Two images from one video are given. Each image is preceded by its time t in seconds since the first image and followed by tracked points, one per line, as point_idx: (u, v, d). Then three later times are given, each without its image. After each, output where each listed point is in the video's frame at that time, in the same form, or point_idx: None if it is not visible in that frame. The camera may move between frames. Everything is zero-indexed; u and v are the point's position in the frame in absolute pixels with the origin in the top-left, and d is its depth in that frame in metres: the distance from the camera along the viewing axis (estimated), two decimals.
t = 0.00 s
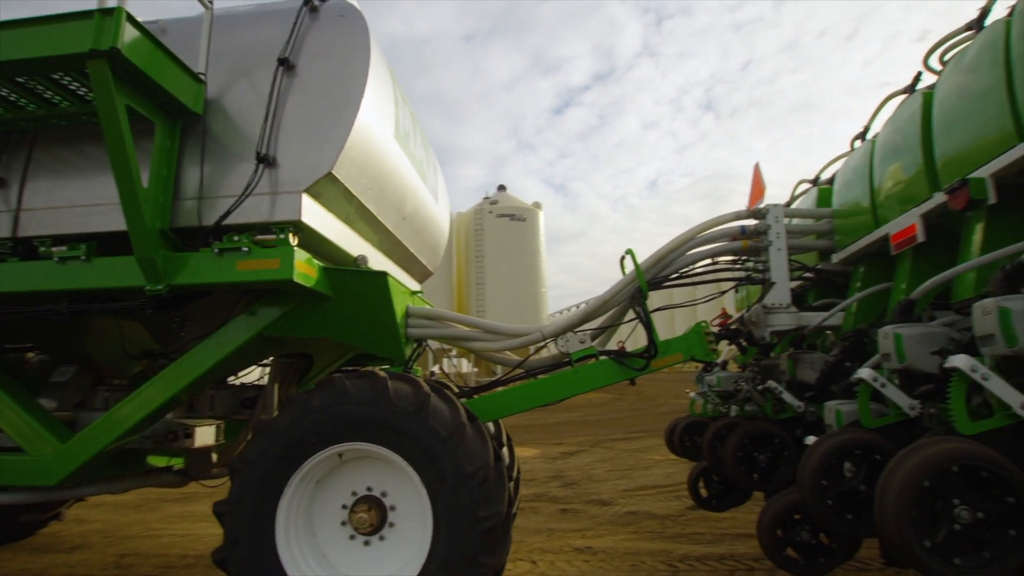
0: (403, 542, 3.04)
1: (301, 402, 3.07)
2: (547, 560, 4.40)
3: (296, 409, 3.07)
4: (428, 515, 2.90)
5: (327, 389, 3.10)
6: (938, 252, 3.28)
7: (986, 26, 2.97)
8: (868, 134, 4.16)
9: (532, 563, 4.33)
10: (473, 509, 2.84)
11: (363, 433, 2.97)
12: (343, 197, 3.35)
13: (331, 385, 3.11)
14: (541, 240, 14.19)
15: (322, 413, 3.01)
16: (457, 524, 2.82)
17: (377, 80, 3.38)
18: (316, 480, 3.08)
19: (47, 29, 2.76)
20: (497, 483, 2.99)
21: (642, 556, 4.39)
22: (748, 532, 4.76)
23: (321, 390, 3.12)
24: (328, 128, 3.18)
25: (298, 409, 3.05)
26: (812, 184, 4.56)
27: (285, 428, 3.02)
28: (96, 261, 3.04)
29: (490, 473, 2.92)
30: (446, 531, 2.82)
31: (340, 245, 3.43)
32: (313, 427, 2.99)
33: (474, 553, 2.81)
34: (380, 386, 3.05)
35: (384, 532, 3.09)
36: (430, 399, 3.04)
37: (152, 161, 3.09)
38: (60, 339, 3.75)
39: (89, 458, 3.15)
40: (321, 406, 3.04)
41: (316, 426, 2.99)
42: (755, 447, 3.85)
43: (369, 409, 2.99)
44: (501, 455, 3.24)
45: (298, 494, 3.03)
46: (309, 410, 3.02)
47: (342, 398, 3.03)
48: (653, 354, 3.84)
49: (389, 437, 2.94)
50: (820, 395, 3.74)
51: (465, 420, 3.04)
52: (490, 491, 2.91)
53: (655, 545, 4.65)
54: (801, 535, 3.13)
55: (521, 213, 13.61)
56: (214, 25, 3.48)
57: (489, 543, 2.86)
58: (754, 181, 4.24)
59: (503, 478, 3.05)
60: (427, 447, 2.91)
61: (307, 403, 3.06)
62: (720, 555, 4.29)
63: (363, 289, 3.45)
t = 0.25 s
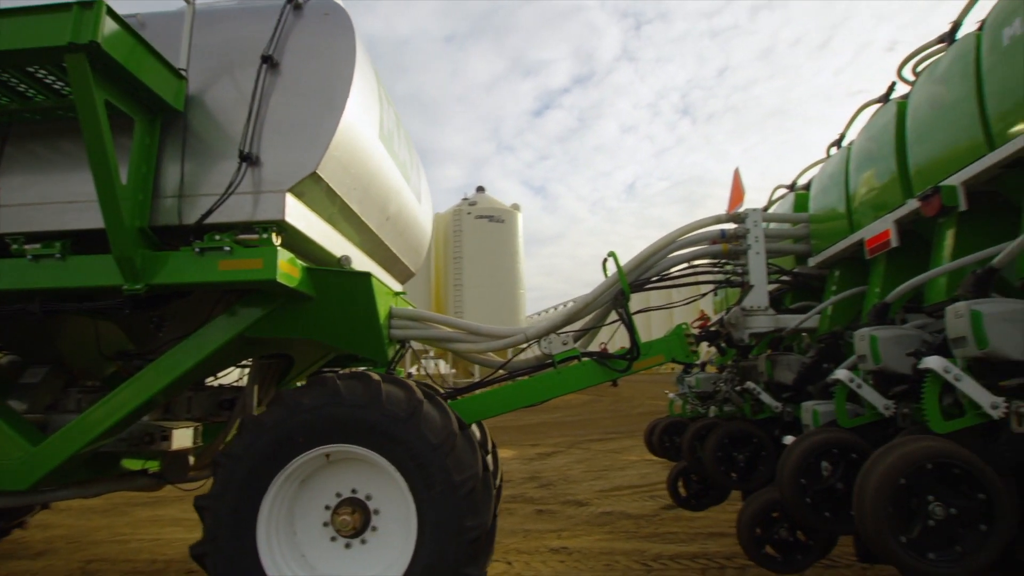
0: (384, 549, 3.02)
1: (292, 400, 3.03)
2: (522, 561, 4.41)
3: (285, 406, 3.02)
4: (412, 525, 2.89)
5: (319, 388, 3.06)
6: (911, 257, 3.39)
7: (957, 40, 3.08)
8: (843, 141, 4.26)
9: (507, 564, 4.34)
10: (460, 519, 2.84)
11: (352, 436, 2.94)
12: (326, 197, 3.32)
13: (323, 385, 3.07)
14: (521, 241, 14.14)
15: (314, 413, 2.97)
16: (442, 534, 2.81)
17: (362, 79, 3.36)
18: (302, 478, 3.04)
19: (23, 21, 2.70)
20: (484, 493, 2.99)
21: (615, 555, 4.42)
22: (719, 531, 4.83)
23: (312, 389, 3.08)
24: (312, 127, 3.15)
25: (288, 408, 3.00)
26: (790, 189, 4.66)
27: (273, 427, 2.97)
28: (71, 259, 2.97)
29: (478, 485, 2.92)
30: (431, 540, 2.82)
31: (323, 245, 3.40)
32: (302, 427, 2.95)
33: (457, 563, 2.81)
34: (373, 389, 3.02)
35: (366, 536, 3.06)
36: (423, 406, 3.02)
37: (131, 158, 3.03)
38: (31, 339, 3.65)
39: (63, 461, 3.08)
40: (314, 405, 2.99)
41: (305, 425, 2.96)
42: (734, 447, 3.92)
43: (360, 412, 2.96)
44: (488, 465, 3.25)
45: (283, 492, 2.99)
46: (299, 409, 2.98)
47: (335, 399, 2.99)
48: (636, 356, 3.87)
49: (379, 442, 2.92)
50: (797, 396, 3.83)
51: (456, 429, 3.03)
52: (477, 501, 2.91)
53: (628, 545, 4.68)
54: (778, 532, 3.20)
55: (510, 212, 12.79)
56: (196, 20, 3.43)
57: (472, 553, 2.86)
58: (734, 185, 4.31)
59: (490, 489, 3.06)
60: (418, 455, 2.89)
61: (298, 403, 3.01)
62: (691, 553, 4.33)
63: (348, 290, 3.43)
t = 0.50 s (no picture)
0: (364, 553, 3.00)
1: (282, 397, 2.99)
2: (497, 561, 4.42)
3: (275, 401, 2.99)
4: (395, 532, 2.87)
5: (314, 386, 3.04)
6: (883, 262, 3.49)
7: (928, 52, 3.20)
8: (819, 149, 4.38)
9: (483, 564, 4.35)
10: (444, 528, 2.83)
11: (342, 438, 2.91)
12: (309, 197, 3.30)
13: (314, 384, 3.04)
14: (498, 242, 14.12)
15: (307, 411, 2.95)
16: (425, 543, 2.80)
17: (346, 78, 3.34)
18: (285, 478, 3.00)
19: None
20: (469, 503, 2.99)
21: (590, 555, 4.45)
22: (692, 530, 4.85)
23: (301, 388, 3.04)
24: (296, 127, 3.13)
25: (278, 405, 2.97)
26: (767, 195, 4.76)
27: (260, 425, 2.93)
28: (45, 258, 2.91)
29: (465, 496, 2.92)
30: (413, 548, 2.81)
31: (306, 246, 3.37)
32: (290, 427, 2.92)
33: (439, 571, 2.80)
34: (366, 393, 3.00)
35: (346, 538, 3.04)
36: (413, 413, 3.01)
37: (109, 154, 2.97)
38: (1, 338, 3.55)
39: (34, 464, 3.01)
40: (306, 405, 2.96)
41: (292, 424, 2.93)
42: (712, 446, 3.99)
43: (351, 415, 2.93)
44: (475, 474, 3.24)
45: (266, 491, 2.95)
46: (290, 407, 2.95)
47: (326, 400, 2.97)
48: (617, 357, 3.92)
49: (367, 446, 2.90)
50: (774, 396, 3.91)
51: (445, 437, 3.02)
52: (462, 511, 2.91)
53: (602, 544, 4.72)
54: (755, 530, 3.27)
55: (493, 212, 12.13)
56: (176, 14, 3.37)
57: (454, 562, 2.86)
58: (713, 189, 4.39)
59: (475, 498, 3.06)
60: (406, 461, 2.88)
61: (289, 401, 2.97)
62: (664, 553, 4.35)
63: (333, 291, 3.41)
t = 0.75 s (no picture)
0: (343, 557, 2.97)
1: (272, 396, 2.97)
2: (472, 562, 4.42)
3: (264, 400, 2.96)
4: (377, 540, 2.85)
5: (305, 385, 3.02)
6: (856, 266, 3.60)
7: (900, 63, 3.31)
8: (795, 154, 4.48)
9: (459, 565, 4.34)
10: (425, 538, 2.81)
11: (330, 440, 2.89)
12: (291, 196, 3.27)
13: (305, 384, 3.02)
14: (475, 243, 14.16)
15: (297, 411, 2.91)
16: (406, 552, 2.78)
17: (330, 77, 3.32)
18: (268, 478, 2.96)
19: None
20: (451, 513, 2.98)
21: (564, 554, 4.47)
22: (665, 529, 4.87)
23: (292, 387, 3.02)
24: (280, 125, 3.10)
25: (268, 402, 2.95)
26: (744, 199, 4.86)
27: (246, 423, 2.90)
28: (19, 255, 2.86)
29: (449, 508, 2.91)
30: (393, 556, 2.79)
31: (287, 245, 3.34)
32: (279, 426, 2.90)
33: None
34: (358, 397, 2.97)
35: (326, 541, 3.01)
36: (403, 420, 2.99)
37: (85, 150, 2.92)
38: None
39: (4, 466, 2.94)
40: (296, 404, 2.94)
41: (278, 423, 2.90)
42: (691, 445, 4.06)
43: (341, 418, 2.91)
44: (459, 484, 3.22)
45: (247, 489, 2.92)
46: (280, 406, 2.92)
47: (317, 401, 2.93)
48: (598, 358, 3.97)
49: (356, 451, 2.88)
50: (750, 396, 3.99)
51: (433, 446, 3.00)
52: (445, 521, 2.89)
53: (578, 543, 4.76)
54: (732, 527, 3.34)
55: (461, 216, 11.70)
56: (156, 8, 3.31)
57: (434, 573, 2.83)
58: (692, 192, 4.47)
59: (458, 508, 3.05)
60: (392, 469, 2.86)
61: (280, 400, 2.94)
62: (636, 551, 4.36)
63: (316, 291, 3.39)
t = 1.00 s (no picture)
0: (321, 562, 2.94)
1: (261, 394, 2.93)
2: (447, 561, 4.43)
3: (253, 398, 2.92)
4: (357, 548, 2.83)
5: (296, 385, 2.98)
6: (830, 269, 3.71)
7: (872, 72, 3.43)
8: (771, 160, 4.60)
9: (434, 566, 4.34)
10: (407, 548, 2.80)
11: (319, 443, 2.86)
12: (272, 194, 3.23)
13: (295, 385, 2.98)
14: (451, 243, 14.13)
15: (286, 412, 2.88)
16: (387, 561, 2.77)
17: (313, 74, 3.30)
18: (251, 476, 2.93)
19: None
20: (434, 524, 2.97)
21: (538, 554, 4.49)
22: (637, 528, 4.88)
23: (281, 386, 2.98)
24: (262, 123, 3.07)
25: (257, 400, 2.91)
26: (721, 202, 4.96)
27: (233, 421, 2.87)
28: None
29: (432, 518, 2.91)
30: (373, 564, 2.78)
31: (267, 244, 3.31)
32: (267, 426, 2.86)
33: None
34: (350, 401, 2.95)
35: (305, 544, 2.98)
36: (392, 426, 2.97)
37: (61, 145, 2.87)
38: None
39: None
40: (287, 405, 2.90)
41: (265, 423, 2.87)
42: (669, 444, 4.13)
43: (331, 421, 2.88)
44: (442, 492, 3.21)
45: (229, 487, 2.88)
46: (269, 405, 2.88)
47: (307, 403, 2.90)
48: (579, 358, 4.01)
49: (343, 456, 2.85)
50: (727, 396, 4.07)
51: (420, 455, 2.99)
52: (427, 530, 2.89)
53: (552, 543, 4.79)
54: (710, 524, 3.41)
55: (435, 213, 11.22)
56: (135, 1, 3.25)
57: None
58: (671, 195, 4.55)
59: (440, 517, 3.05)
60: (378, 475, 2.85)
61: (269, 399, 2.91)
62: (608, 550, 4.38)
63: (299, 291, 3.37)
